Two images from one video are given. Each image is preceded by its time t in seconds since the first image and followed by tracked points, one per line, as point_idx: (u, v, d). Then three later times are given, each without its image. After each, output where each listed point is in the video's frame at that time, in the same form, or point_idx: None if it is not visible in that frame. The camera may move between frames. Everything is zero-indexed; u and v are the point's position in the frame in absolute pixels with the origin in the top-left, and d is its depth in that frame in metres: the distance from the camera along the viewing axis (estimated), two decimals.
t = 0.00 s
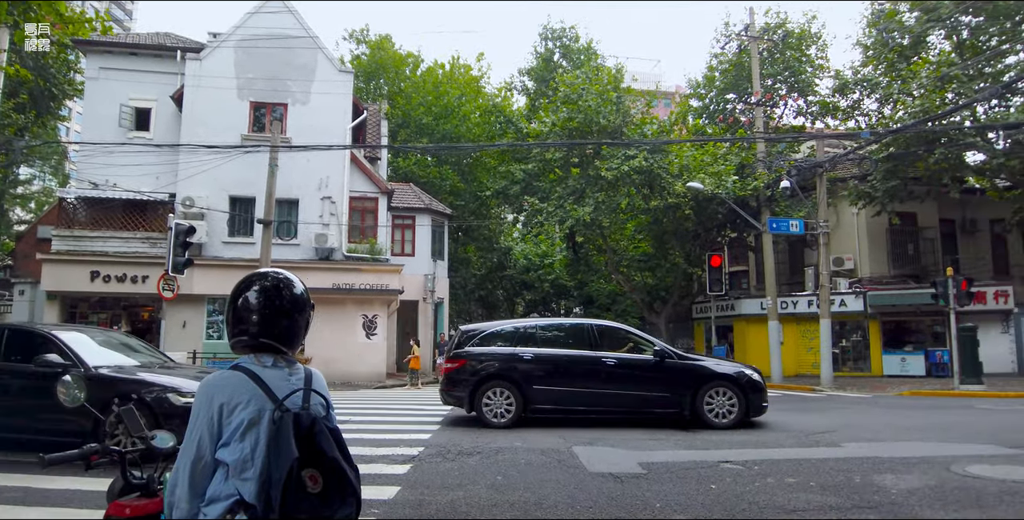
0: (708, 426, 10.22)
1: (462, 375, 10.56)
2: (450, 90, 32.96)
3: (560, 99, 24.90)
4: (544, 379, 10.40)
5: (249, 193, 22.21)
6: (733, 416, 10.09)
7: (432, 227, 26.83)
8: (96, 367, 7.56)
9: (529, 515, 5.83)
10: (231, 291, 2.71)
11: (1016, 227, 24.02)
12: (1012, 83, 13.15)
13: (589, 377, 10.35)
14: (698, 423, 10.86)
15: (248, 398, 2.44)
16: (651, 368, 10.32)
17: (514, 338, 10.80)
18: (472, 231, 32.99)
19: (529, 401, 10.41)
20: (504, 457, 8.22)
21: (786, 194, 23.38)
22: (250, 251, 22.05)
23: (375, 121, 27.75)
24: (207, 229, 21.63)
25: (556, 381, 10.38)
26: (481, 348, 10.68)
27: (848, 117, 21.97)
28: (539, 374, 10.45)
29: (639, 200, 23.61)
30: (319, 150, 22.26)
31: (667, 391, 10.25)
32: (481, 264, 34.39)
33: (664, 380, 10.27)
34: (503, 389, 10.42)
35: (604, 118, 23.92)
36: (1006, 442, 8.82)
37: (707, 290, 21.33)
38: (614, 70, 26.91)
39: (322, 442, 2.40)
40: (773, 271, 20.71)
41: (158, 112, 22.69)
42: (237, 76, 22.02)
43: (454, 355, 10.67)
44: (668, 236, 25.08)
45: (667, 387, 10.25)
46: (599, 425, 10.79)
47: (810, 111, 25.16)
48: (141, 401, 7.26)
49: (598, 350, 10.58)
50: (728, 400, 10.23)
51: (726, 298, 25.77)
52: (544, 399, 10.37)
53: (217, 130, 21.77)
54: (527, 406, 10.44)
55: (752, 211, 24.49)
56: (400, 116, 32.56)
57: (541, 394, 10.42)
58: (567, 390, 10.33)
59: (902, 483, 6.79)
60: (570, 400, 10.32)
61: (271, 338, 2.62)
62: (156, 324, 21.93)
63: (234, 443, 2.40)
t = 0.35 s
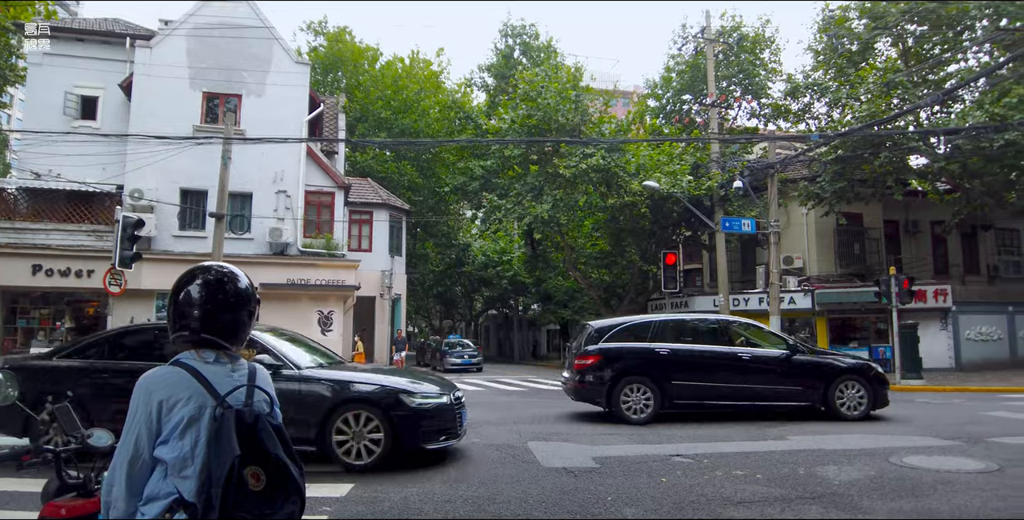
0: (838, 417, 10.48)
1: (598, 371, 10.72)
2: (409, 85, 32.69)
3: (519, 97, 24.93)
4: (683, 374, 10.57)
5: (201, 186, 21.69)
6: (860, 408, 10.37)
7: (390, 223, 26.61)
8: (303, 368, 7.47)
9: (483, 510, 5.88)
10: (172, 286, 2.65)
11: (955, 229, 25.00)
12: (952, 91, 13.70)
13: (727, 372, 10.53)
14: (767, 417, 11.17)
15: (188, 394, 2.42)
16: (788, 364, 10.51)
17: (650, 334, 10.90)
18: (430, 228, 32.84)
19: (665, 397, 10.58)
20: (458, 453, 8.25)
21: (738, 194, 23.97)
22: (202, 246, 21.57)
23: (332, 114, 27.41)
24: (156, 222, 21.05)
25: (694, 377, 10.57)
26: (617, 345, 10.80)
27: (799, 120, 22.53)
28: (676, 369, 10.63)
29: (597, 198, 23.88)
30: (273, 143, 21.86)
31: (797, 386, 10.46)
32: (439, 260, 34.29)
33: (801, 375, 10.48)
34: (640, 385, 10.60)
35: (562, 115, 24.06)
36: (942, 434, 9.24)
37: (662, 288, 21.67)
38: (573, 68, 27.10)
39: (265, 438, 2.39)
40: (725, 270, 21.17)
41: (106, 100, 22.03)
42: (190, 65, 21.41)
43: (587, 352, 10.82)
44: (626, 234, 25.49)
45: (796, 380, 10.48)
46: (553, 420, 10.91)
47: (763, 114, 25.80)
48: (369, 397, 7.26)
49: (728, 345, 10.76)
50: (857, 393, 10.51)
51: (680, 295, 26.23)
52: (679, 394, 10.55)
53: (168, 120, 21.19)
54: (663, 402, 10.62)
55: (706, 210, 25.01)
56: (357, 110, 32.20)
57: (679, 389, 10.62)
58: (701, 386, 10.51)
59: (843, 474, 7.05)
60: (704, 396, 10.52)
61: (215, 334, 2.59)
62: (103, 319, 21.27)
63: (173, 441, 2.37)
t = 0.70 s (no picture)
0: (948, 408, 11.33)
1: (731, 365, 11.07)
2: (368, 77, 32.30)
3: (479, 92, 24.86)
4: (808, 368, 11.08)
5: (151, 177, 21.06)
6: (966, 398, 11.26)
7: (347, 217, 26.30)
8: (548, 366, 7.63)
9: (439, 506, 5.89)
10: (119, 277, 2.59)
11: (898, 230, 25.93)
12: (898, 98, 14.19)
13: (846, 365, 11.12)
14: (719, 412, 11.45)
15: (135, 390, 2.37)
16: (898, 357, 11.23)
17: (773, 331, 11.34)
18: (389, 222, 32.53)
19: (794, 390, 11.09)
20: (414, 449, 8.23)
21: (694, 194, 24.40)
22: (150, 237, 21.32)
23: (290, 106, 26.96)
24: (103, 213, 20.52)
25: (819, 371, 11.14)
26: (747, 341, 11.17)
27: (753, 123, 22.99)
28: (802, 364, 11.16)
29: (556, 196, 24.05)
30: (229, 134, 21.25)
31: (912, 378, 11.23)
32: (397, 255, 34.02)
33: (910, 368, 11.21)
34: (773, 378, 11.05)
35: (523, 112, 24.10)
36: (883, 428, 9.61)
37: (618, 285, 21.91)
38: (534, 65, 27.15)
39: (214, 434, 2.36)
40: (680, 268, 21.53)
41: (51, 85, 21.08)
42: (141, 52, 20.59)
43: (720, 347, 11.13)
44: (584, 231, 25.75)
45: (910, 372, 11.25)
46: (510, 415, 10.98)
47: (719, 115, 26.30)
48: (621, 393, 7.53)
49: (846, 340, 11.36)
50: (960, 384, 11.34)
51: (636, 292, 26.61)
52: (809, 387, 11.08)
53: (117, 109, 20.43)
54: (792, 395, 11.12)
55: (663, 209, 25.40)
56: (315, 102, 31.67)
57: (804, 382, 11.15)
58: (829, 379, 11.07)
59: (790, 467, 7.27)
60: (831, 389, 11.07)
61: (164, 328, 2.54)
62: (45, 313, 20.48)
63: (119, 437, 2.33)
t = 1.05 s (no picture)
0: None
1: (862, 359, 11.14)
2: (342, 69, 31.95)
3: (455, 86, 24.76)
4: (932, 361, 11.28)
5: (118, 167, 20.55)
6: None
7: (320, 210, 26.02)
8: (778, 356, 7.79)
9: (414, 499, 5.88)
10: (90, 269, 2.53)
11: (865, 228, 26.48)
12: (867, 98, 14.41)
13: (963, 357, 11.37)
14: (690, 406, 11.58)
15: (109, 383, 2.33)
16: (1007, 347, 11.57)
17: (897, 326, 11.47)
18: (362, 216, 32.26)
19: (920, 381, 11.26)
20: (388, 443, 8.19)
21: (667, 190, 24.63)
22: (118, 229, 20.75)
23: (262, 96, 26.59)
24: (69, 203, 19.98)
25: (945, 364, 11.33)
26: (876, 336, 11.29)
27: (726, 121, 23.23)
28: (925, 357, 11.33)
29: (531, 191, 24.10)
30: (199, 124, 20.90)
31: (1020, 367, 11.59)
32: (371, 249, 33.78)
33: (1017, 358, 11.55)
34: (899, 370, 11.20)
35: (498, 107, 24.07)
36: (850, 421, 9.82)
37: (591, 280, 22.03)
38: (509, 60, 27.10)
39: (192, 428, 2.33)
40: (653, 264, 21.68)
41: (13, 71, 20.52)
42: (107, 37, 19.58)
43: (850, 342, 11.21)
44: (558, 226, 25.84)
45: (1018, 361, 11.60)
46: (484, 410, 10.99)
47: (692, 113, 26.55)
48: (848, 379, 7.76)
49: (957, 331, 11.61)
50: None
51: (610, 288, 26.80)
52: (932, 378, 11.26)
53: (82, 97, 19.92)
54: (917, 386, 11.28)
55: (637, 205, 25.58)
56: (288, 93, 31.26)
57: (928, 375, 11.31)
58: (950, 370, 11.29)
59: (761, 459, 7.39)
60: (951, 380, 11.30)
61: (138, 320, 2.49)
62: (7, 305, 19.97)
63: (93, 431, 2.29)
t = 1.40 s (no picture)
0: None
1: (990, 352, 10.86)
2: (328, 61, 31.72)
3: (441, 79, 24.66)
4: None
5: (101, 159, 20.20)
6: None
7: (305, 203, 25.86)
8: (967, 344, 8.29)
9: (404, 494, 5.90)
10: (87, 264, 2.51)
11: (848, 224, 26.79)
12: (851, 96, 14.46)
13: None
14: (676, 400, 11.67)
15: (106, 377, 2.32)
16: None
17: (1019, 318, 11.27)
18: (347, 209, 32.12)
19: None
20: (376, 438, 8.18)
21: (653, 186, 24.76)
22: (101, 222, 20.52)
23: (246, 88, 26.37)
24: (50, 195, 19.68)
25: None
26: (996, 326, 10.97)
27: (712, 117, 23.37)
28: None
29: (517, 185, 24.16)
30: (182, 116, 20.53)
31: None
32: (356, 243, 33.65)
33: None
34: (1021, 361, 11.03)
35: (485, 101, 24.04)
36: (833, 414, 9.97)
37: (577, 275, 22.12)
38: (496, 54, 27.06)
39: (189, 423, 2.33)
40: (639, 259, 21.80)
41: None
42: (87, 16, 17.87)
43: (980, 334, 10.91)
44: (544, 220, 25.90)
45: None
46: (473, 404, 11.01)
47: (678, 109, 26.68)
48: None
49: None
50: None
51: (596, 282, 26.89)
52: None
53: (64, 87, 19.63)
54: None
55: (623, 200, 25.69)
56: (272, 84, 31.00)
57: None
58: None
59: (747, 452, 7.48)
60: None
61: (135, 315, 2.48)
62: None
63: (90, 426, 2.28)
